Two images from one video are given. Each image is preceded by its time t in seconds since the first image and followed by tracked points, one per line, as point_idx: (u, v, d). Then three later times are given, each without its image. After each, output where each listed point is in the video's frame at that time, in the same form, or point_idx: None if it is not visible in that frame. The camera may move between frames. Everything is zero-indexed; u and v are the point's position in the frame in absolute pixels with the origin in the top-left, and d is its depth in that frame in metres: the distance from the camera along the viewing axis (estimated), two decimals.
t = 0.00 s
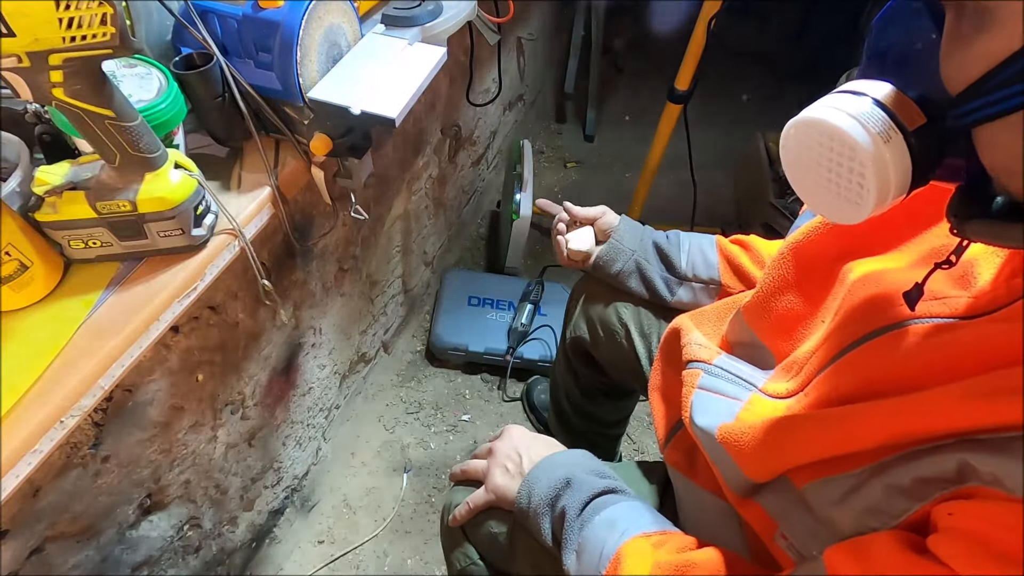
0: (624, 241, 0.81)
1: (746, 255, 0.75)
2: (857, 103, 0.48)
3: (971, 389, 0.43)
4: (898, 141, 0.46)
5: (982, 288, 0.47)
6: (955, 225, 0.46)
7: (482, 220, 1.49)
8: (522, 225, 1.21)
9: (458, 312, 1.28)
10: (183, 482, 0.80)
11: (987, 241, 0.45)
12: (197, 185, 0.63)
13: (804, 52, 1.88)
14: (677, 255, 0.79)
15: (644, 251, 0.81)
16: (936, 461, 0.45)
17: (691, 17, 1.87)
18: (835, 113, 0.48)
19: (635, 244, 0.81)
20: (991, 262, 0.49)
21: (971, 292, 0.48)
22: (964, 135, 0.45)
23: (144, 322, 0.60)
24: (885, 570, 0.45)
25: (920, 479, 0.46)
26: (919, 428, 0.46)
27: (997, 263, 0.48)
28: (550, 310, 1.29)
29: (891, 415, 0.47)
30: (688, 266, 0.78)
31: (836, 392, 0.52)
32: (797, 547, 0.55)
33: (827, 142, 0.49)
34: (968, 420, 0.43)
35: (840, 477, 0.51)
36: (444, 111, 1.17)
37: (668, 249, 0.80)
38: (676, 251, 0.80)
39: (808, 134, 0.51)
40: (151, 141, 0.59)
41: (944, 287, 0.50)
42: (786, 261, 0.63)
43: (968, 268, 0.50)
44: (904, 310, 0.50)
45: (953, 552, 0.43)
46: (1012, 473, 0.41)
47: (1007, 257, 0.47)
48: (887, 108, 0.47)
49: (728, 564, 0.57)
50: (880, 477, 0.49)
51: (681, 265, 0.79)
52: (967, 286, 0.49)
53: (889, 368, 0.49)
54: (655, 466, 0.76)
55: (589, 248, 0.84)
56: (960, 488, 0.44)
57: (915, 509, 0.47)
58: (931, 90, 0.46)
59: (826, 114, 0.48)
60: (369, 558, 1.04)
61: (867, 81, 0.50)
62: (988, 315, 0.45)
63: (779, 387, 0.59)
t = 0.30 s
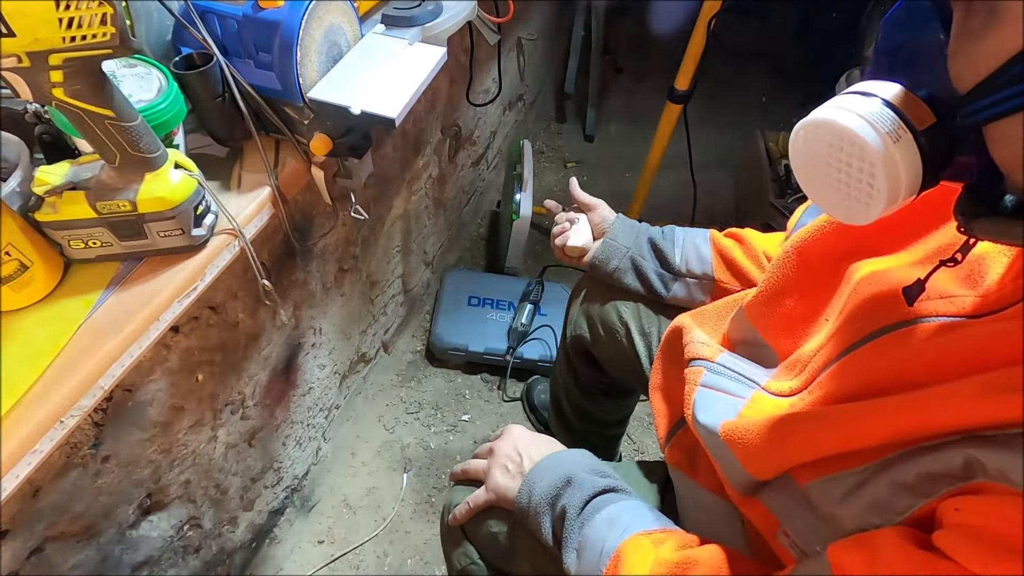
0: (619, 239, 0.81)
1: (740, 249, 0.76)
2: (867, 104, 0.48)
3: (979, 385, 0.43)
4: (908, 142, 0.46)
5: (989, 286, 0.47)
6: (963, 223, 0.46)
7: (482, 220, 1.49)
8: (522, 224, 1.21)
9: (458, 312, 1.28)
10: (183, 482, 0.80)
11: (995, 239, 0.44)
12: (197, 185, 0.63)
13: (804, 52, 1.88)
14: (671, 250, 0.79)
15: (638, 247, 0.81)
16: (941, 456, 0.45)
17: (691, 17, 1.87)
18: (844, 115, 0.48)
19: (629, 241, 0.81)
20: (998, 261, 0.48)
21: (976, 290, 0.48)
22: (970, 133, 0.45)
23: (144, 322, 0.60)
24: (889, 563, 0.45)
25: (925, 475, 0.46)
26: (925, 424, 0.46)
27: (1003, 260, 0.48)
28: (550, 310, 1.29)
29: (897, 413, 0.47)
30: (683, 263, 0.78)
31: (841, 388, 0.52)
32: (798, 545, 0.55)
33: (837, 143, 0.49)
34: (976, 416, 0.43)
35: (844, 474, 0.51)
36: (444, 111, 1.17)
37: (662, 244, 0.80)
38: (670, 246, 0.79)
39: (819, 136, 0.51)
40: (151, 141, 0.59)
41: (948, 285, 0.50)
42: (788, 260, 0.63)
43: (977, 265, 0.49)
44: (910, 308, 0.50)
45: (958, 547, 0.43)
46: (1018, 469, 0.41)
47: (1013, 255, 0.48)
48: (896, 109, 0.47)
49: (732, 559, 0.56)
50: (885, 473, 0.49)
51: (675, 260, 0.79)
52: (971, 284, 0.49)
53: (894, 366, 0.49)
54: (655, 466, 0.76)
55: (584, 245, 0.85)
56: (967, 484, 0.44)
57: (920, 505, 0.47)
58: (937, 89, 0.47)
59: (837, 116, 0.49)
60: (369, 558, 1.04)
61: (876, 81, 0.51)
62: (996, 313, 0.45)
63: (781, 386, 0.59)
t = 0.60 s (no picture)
0: (599, 245, 0.80)
1: (727, 239, 0.76)
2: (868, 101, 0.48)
3: (977, 382, 0.43)
4: (910, 138, 0.46)
5: (987, 285, 0.47)
6: (960, 220, 0.46)
7: (482, 220, 1.49)
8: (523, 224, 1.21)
9: (458, 312, 1.28)
10: (183, 482, 0.80)
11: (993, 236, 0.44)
12: (197, 185, 0.63)
13: (805, 52, 1.87)
14: (656, 248, 0.78)
15: (622, 249, 0.79)
16: (939, 451, 0.45)
17: (692, 17, 1.87)
18: (846, 112, 0.48)
19: (611, 245, 0.80)
20: (998, 258, 0.49)
21: (976, 289, 0.48)
22: (973, 133, 0.45)
23: (144, 322, 0.60)
24: (887, 558, 0.45)
25: (924, 469, 0.46)
26: (923, 420, 0.46)
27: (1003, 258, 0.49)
28: (550, 309, 1.29)
29: (896, 408, 0.47)
30: (670, 259, 0.77)
31: (841, 385, 0.52)
32: (797, 541, 0.55)
33: (838, 140, 0.49)
34: (974, 411, 0.43)
35: (843, 469, 0.51)
36: (444, 111, 1.17)
37: (646, 243, 0.78)
38: (654, 243, 0.78)
39: (819, 133, 0.51)
40: (150, 141, 0.59)
41: (948, 283, 0.50)
42: (788, 261, 0.62)
43: (974, 266, 0.50)
44: (910, 306, 0.50)
45: (957, 542, 0.43)
46: (1017, 463, 0.41)
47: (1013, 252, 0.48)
48: (898, 105, 0.47)
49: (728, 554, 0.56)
50: (883, 468, 0.49)
51: (662, 259, 0.77)
52: (971, 283, 0.49)
53: (894, 362, 0.49)
54: (655, 465, 0.76)
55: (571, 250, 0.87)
56: (965, 479, 0.44)
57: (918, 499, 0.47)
58: (939, 88, 0.47)
59: (838, 112, 0.48)
60: (368, 558, 1.05)
61: (876, 77, 0.51)
62: (995, 310, 0.45)
63: (782, 385, 0.59)
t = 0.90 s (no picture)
0: (593, 232, 0.79)
1: (728, 234, 0.75)
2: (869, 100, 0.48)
3: (976, 381, 0.43)
4: (912, 137, 0.46)
5: (986, 285, 0.48)
6: (959, 220, 0.47)
7: (482, 220, 1.49)
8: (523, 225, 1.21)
9: (458, 312, 1.28)
10: (183, 482, 0.80)
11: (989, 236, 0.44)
12: (197, 185, 0.63)
13: (805, 52, 1.88)
14: (653, 237, 0.77)
15: (617, 235, 0.79)
16: (936, 452, 0.45)
17: (692, 17, 1.87)
18: (846, 112, 0.48)
19: (606, 230, 0.79)
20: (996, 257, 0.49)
21: (975, 290, 0.48)
22: (975, 130, 0.45)
23: (144, 323, 0.60)
24: (883, 558, 0.45)
25: (920, 470, 0.46)
26: (920, 420, 0.46)
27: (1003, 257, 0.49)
28: (550, 310, 1.29)
29: (894, 408, 0.47)
30: (667, 252, 0.77)
31: (840, 385, 0.52)
32: (797, 542, 0.55)
33: (840, 140, 0.49)
34: (972, 411, 0.43)
35: (841, 468, 0.51)
36: (444, 111, 1.17)
37: (643, 230, 0.77)
38: (651, 232, 0.77)
39: (821, 133, 0.51)
40: (150, 141, 0.59)
41: (946, 283, 0.50)
42: (788, 261, 0.62)
43: (972, 266, 0.50)
44: (910, 305, 0.50)
45: (954, 542, 0.43)
46: (1013, 464, 0.41)
47: (1010, 253, 0.48)
48: (898, 104, 0.47)
49: (728, 554, 0.56)
50: (881, 468, 0.49)
51: (658, 249, 0.77)
52: (970, 283, 0.49)
53: (893, 362, 0.49)
54: (655, 465, 0.76)
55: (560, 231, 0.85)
56: (962, 479, 0.44)
57: (916, 499, 0.47)
58: (940, 87, 0.47)
59: (839, 111, 0.48)
60: (369, 558, 1.04)
61: (876, 76, 0.50)
62: (995, 310, 0.45)
63: (781, 384, 0.59)
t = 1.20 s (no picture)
0: (599, 245, 0.79)
1: (734, 246, 0.75)
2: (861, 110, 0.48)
3: (971, 387, 0.43)
4: (906, 144, 0.46)
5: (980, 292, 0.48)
6: (954, 226, 0.48)
7: (482, 220, 1.49)
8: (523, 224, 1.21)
9: (458, 312, 1.28)
10: (183, 482, 0.80)
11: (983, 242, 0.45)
12: (197, 185, 0.63)
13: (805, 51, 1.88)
14: (659, 249, 0.77)
15: (623, 250, 0.78)
16: (935, 459, 0.45)
17: (691, 17, 1.87)
18: (838, 121, 0.48)
19: (613, 244, 0.79)
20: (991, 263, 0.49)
21: (970, 295, 0.48)
22: (969, 136, 0.45)
23: (143, 323, 0.60)
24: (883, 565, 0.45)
25: (918, 477, 0.46)
26: (918, 426, 0.46)
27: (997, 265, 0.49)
28: (550, 310, 1.29)
29: (891, 414, 0.47)
30: (673, 265, 0.77)
31: (837, 391, 0.52)
32: (797, 546, 0.55)
33: (835, 150, 0.49)
34: (970, 417, 0.43)
35: (840, 475, 0.51)
36: (444, 111, 1.17)
37: (650, 243, 0.77)
38: (658, 245, 0.77)
39: (814, 144, 0.51)
40: (150, 141, 0.59)
41: (942, 288, 0.50)
42: (785, 267, 0.62)
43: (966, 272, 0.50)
44: (906, 311, 0.50)
45: (953, 550, 0.43)
46: (1012, 472, 0.41)
47: (1004, 259, 0.48)
48: (889, 110, 0.47)
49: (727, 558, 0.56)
50: (879, 474, 0.49)
51: (664, 262, 0.77)
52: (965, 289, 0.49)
53: (888, 368, 0.49)
54: (655, 466, 0.76)
55: (566, 244, 0.85)
56: (960, 486, 0.44)
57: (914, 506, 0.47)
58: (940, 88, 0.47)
59: (833, 122, 0.48)
60: (369, 558, 1.04)
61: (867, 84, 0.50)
62: (991, 315, 0.45)
63: (780, 389, 0.58)
